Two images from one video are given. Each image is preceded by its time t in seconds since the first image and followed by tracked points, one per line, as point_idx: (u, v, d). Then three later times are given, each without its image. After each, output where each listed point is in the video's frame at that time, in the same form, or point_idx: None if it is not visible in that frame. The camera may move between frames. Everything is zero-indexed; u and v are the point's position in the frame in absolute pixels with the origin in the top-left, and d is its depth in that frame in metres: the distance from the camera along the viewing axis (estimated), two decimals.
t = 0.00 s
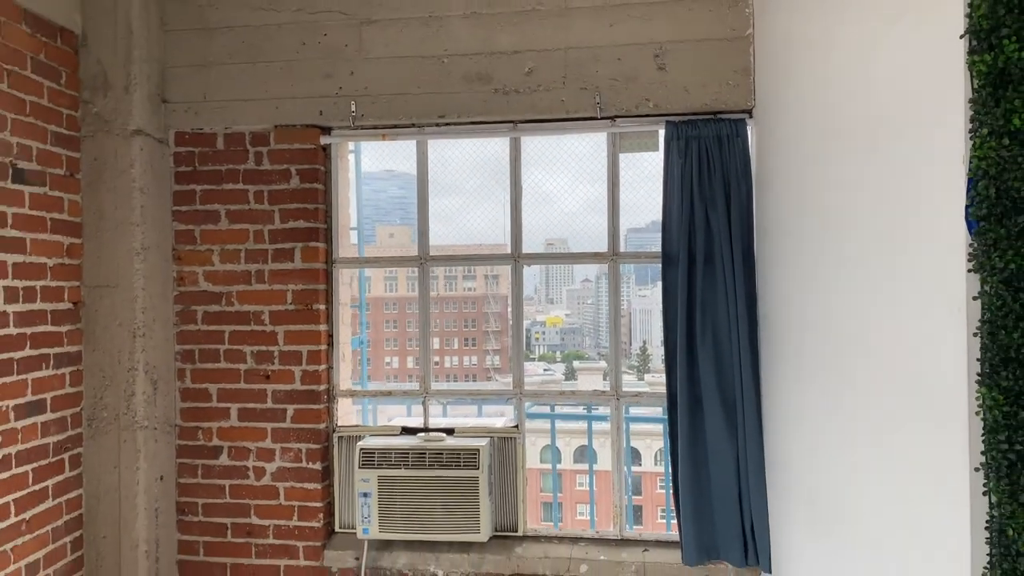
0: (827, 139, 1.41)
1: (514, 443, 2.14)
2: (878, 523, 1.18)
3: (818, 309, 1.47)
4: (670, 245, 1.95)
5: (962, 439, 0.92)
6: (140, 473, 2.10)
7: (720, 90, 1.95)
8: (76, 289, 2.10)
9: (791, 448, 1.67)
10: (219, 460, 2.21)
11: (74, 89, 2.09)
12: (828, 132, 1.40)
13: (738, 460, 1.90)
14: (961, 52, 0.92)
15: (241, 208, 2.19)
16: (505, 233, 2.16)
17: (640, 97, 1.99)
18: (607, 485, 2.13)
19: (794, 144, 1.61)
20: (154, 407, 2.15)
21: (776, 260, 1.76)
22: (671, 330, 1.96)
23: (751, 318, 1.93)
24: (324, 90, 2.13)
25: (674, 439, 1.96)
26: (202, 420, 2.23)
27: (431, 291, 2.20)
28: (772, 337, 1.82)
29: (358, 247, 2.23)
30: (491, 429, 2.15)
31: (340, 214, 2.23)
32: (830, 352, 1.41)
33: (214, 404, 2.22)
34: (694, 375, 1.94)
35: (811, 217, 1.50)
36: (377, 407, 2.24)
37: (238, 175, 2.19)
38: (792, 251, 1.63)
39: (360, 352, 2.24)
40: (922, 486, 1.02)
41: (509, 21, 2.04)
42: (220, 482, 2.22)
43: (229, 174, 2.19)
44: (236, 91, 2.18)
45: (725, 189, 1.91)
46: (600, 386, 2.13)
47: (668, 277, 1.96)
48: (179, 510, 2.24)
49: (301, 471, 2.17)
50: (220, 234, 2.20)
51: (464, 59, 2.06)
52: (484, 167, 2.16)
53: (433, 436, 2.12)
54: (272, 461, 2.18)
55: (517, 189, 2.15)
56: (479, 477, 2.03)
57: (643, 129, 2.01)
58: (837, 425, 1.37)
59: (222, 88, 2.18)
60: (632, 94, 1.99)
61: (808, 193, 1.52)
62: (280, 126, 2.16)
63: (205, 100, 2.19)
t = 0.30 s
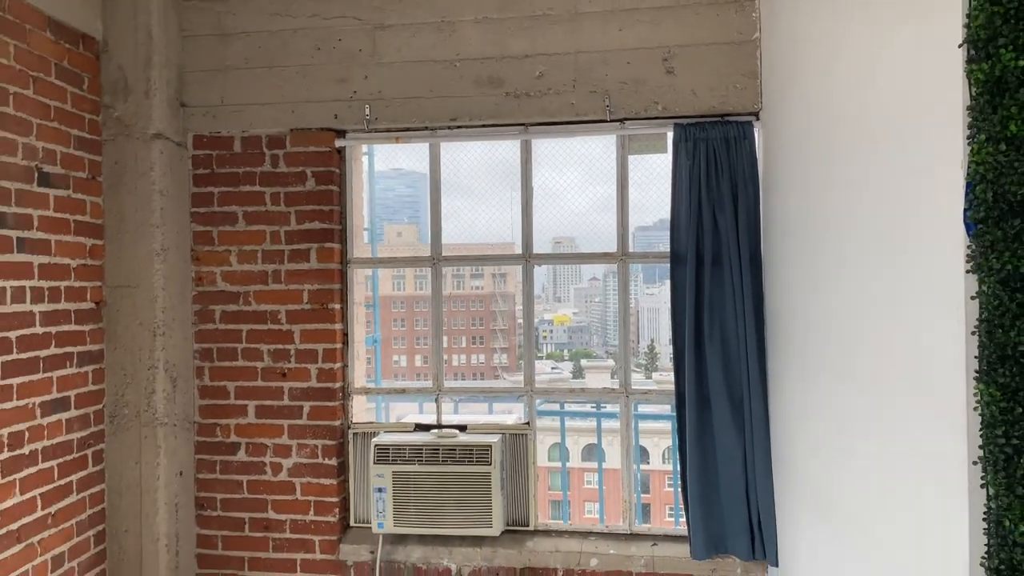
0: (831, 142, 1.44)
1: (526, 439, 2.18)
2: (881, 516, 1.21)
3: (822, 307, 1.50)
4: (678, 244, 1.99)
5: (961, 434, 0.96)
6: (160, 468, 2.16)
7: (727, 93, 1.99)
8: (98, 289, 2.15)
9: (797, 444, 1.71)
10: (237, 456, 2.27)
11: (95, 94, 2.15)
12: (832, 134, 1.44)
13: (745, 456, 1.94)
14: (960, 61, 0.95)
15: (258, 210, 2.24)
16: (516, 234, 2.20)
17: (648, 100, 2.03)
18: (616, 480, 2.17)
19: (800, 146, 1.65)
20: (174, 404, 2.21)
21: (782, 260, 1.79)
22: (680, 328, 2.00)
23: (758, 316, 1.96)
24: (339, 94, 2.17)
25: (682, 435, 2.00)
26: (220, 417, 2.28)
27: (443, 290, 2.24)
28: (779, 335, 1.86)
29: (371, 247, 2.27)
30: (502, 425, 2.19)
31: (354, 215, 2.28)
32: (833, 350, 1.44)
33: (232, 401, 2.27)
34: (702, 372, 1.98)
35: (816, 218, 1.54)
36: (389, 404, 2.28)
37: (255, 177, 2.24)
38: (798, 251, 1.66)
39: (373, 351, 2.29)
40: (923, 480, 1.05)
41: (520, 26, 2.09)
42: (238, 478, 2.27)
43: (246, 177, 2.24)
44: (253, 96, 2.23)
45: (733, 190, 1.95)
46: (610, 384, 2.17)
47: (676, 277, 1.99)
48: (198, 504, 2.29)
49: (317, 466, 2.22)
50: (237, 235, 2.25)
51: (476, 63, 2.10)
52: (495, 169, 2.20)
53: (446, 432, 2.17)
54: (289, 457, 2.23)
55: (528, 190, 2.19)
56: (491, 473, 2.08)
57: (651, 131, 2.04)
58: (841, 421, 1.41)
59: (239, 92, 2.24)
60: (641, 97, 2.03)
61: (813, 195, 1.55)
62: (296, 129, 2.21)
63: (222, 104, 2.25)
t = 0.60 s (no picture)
0: (838, 143, 1.47)
1: (539, 436, 2.22)
2: (888, 510, 1.24)
3: (830, 306, 1.53)
4: (689, 243, 2.02)
5: (964, 428, 0.99)
6: (181, 463, 2.21)
7: (737, 94, 2.02)
8: (120, 288, 2.20)
9: (806, 440, 1.74)
10: (256, 452, 2.32)
11: (117, 97, 2.20)
12: (839, 135, 1.46)
13: (755, 452, 1.97)
14: (964, 66, 0.98)
15: (276, 210, 2.28)
16: (528, 233, 2.24)
17: (659, 102, 2.06)
18: (626, 476, 2.21)
19: (808, 146, 1.67)
20: (193, 400, 2.26)
21: (791, 259, 1.82)
22: (690, 326, 2.03)
23: (768, 314, 1.99)
24: (355, 96, 2.21)
25: (693, 431, 2.03)
26: (239, 413, 2.33)
27: (457, 289, 2.28)
28: (788, 332, 1.88)
29: (385, 247, 2.31)
30: (515, 421, 2.23)
31: (370, 215, 2.32)
32: (841, 347, 1.47)
33: (250, 397, 2.32)
34: (712, 369, 2.01)
35: (823, 217, 1.56)
36: (404, 401, 2.32)
37: (272, 178, 2.28)
38: (806, 250, 1.69)
39: (388, 348, 2.33)
40: (929, 474, 1.08)
41: (533, 29, 2.12)
42: (256, 473, 2.32)
43: (264, 178, 2.29)
44: (270, 98, 2.27)
45: (742, 190, 1.98)
46: (620, 381, 2.21)
47: (686, 275, 2.02)
48: (217, 499, 2.35)
49: (334, 462, 2.27)
50: (255, 235, 2.30)
51: (489, 66, 2.14)
52: (508, 169, 2.24)
53: (460, 428, 2.21)
54: (306, 453, 2.28)
55: (540, 190, 2.22)
56: (505, 468, 2.12)
57: (662, 132, 2.07)
58: (849, 417, 1.43)
59: (257, 95, 2.28)
60: (652, 98, 2.06)
61: (821, 195, 1.58)
62: (312, 131, 2.25)
63: (241, 107, 2.29)
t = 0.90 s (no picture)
0: (850, 141, 1.49)
1: (552, 431, 2.25)
2: (898, 503, 1.26)
3: (841, 302, 1.55)
4: (701, 241, 2.04)
5: (973, 422, 1.01)
6: (202, 457, 2.26)
7: (749, 93, 2.04)
8: (141, 286, 2.25)
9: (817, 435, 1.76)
10: (274, 447, 2.36)
11: (138, 99, 2.24)
12: (850, 134, 1.49)
13: (766, 447, 1.99)
14: (973, 68, 1.00)
15: (294, 209, 2.33)
16: (542, 232, 2.27)
17: (672, 101, 2.08)
18: (638, 473, 2.23)
19: (819, 145, 1.69)
20: (214, 396, 2.30)
21: (802, 256, 1.84)
22: (702, 323, 2.05)
23: (780, 311, 2.01)
24: (371, 97, 2.25)
25: (705, 427, 2.06)
26: (258, 409, 2.37)
27: (472, 285, 2.31)
28: (799, 329, 1.90)
29: (400, 246, 2.35)
30: (529, 417, 2.27)
31: (385, 213, 2.35)
32: (852, 343, 1.50)
33: (269, 393, 2.36)
34: (724, 366, 2.03)
35: (834, 215, 1.58)
36: (419, 396, 2.36)
37: (290, 177, 2.33)
38: (818, 247, 1.71)
39: (403, 345, 2.37)
40: (939, 467, 1.11)
41: (547, 29, 2.15)
42: (274, 467, 2.36)
43: (282, 177, 2.33)
44: (288, 99, 2.31)
45: (754, 188, 2.00)
46: (633, 377, 2.23)
47: (699, 273, 2.04)
48: (237, 493, 2.39)
49: (351, 456, 2.31)
50: (274, 234, 2.34)
51: (503, 66, 2.17)
52: (521, 168, 2.27)
53: (475, 423, 2.24)
54: (324, 447, 2.33)
55: (553, 188, 2.25)
56: (519, 463, 2.16)
57: (674, 131, 2.10)
58: (860, 412, 1.46)
59: (275, 96, 2.32)
60: (665, 98, 2.09)
61: (833, 193, 1.60)
62: (329, 131, 2.29)
63: (259, 107, 2.33)
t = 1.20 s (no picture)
0: (865, 138, 1.50)
1: (570, 425, 2.27)
2: (913, 496, 1.28)
3: (856, 298, 1.57)
4: (717, 238, 2.06)
5: (989, 416, 1.03)
6: (225, 450, 2.30)
7: (765, 90, 2.05)
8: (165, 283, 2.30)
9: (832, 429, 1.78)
10: (295, 440, 2.40)
11: (162, 99, 2.29)
12: (865, 131, 1.50)
13: (782, 441, 2.01)
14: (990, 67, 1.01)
15: (314, 206, 2.36)
16: (558, 229, 2.29)
17: (688, 99, 2.10)
18: (653, 469, 2.26)
19: (835, 141, 1.70)
20: (236, 390, 2.35)
21: (818, 252, 1.86)
22: (718, 319, 2.07)
23: (795, 306, 2.03)
24: (390, 95, 2.28)
25: (721, 421, 2.08)
26: (279, 403, 2.41)
27: (488, 282, 2.34)
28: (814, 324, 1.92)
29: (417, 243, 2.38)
30: (546, 412, 2.29)
31: (404, 211, 2.38)
32: (867, 338, 1.51)
33: (290, 387, 2.40)
34: (739, 361, 2.05)
35: (850, 212, 1.60)
36: (437, 391, 2.39)
37: (311, 175, 2.36)
38: (833, 243, 1.72)
39: (421, 340, 2.40)
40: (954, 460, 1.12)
41: (563, 28, 2.17)
42: (295, 460, 2.40)
43: (303, 175, 2.37)
44: (308, 98, 2.35)
45: (770, 184, 2.02)
46: (648, 373, 2.25)
47: (715, 269, 2.06)
48: (258, 485, 2.44)
49: (370, 449, 2.35)
50: (294, 231, 2.38)
51: (520, 64, 2.20)
52: (538, 165, 2.29)
53: (492, 418, 2.27)
54: (344, 440, 2.37)
55: (569, 186, 2.27)
56: (537, 456, 2.19)
57: (691, 128, 2.11)
58: (875, 406, 1.48)
59: (295, 95, 2.36)
60: (681, 96, 2.10)
61: (849, 189, 1.61)
62: (349, 130, 2.33)
63: (280, 106, 2.37)
